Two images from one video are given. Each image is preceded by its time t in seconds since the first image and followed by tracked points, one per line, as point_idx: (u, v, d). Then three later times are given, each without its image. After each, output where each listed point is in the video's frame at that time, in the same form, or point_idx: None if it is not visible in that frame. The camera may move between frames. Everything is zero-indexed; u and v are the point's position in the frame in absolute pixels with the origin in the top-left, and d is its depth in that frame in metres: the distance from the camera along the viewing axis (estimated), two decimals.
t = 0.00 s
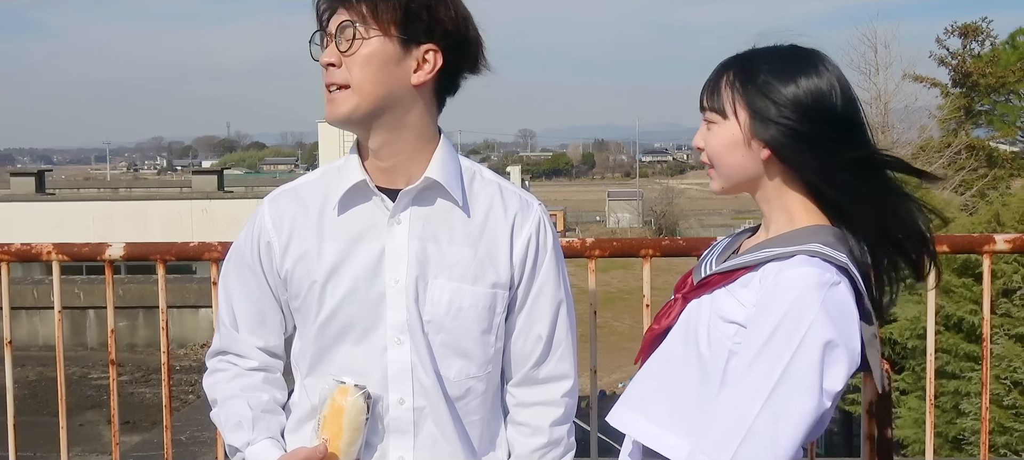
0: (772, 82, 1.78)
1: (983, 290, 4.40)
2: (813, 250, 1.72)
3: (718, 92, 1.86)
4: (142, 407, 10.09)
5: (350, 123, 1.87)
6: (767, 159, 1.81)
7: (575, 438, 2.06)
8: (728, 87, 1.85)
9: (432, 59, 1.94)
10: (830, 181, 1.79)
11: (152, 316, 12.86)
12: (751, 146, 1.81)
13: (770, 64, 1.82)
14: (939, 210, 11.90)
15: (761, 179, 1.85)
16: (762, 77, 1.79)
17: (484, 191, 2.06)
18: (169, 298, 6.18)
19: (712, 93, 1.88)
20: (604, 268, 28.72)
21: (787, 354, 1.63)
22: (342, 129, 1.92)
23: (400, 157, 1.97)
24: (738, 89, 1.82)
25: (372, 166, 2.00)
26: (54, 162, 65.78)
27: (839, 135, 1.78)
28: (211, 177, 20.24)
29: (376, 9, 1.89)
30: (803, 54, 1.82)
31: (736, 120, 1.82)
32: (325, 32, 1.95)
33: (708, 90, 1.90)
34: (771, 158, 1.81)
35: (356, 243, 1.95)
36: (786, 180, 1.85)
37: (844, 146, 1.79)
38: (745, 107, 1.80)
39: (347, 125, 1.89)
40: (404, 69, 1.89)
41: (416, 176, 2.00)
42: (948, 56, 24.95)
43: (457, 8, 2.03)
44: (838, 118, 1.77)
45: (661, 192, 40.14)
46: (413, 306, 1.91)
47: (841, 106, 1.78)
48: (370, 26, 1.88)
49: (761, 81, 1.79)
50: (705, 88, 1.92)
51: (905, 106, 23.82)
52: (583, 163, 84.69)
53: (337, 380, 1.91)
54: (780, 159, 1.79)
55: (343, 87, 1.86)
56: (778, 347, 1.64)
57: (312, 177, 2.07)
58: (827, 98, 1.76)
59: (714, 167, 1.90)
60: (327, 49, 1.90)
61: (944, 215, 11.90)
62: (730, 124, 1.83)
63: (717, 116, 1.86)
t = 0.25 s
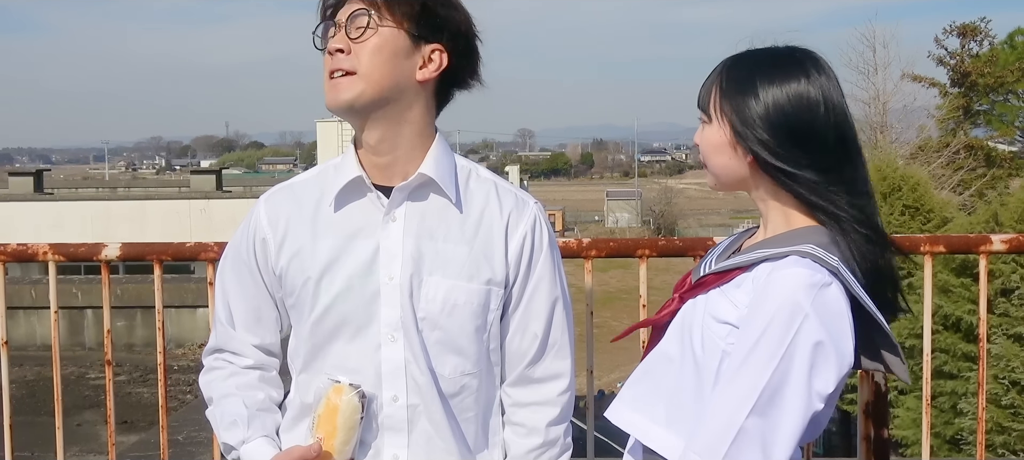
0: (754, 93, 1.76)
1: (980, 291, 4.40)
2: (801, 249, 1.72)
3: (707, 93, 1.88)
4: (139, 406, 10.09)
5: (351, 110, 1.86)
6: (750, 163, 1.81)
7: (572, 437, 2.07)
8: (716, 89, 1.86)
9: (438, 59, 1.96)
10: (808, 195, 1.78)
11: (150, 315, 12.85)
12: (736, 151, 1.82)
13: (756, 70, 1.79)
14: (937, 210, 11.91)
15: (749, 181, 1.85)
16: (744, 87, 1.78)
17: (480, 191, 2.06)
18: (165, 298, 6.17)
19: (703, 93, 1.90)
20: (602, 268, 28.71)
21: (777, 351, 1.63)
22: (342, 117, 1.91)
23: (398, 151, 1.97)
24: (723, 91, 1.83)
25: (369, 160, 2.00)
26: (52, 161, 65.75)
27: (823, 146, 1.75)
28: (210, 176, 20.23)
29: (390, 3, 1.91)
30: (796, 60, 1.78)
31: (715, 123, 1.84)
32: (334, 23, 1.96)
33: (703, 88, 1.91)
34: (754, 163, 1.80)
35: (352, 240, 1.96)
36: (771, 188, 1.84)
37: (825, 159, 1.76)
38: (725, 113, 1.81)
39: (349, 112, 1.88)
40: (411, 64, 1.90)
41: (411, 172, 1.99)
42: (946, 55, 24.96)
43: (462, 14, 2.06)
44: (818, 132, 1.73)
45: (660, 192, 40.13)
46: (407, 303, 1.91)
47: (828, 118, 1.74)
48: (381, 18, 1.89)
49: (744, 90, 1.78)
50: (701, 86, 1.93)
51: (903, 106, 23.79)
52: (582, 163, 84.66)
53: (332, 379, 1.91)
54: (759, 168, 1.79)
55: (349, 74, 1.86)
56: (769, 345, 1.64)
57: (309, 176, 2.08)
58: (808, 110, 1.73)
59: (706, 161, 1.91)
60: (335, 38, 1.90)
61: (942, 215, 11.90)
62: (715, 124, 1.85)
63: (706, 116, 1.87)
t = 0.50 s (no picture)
0: (755, 90, 1.76)
1: (978, 290, 4.40)
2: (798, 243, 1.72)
3: (706, 89, 1.88)
4: (138, 407, 10.08)
5: (365, 136, 1.89)
6: (752, 162, 1.81)
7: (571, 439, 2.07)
8: (714, 87, 1.86)
9: (440, 67, 1.97)
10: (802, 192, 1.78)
11: (149, 316, 12.84)
12: (739, 150, 1.81)
13: (755, 69, 1.79)
14: (935, 209, 11.92)
15: (751, 179, 1.85)
16: (745, 85, 1.78)
17: (483, 191, 2.07)
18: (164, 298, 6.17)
19: (702, 88, 1.90)
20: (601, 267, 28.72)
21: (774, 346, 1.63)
22: (353, 139, 1.94)
23: (406, 162, 1.99)
24: (722, 90, 1.82)
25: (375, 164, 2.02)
26: (50, 162, 65.72)
27: (824, 144, 1.75)
28: (208, 176, 20.22)
29: (389, 20, 1.90)
30: (794, 57, 1.78)
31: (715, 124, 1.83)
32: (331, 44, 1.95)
33: (701, 85, 1.92)
34: (757, 160, 1.80)
35: (355, 236, 1.96)
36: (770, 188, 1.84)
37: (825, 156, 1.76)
38: (726, 114, 1.80)
39: (359, 135, 1.91)
40: (416, 80, 1.92)
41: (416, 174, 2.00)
42: (944, 55, 24.99)
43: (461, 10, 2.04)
44: (823, 128, 1.74)
45: (658, 191, 40.14)
46: (410, 301, 1.92)
47: (828, 114, 1.74)
48: (381, 38, 1.89)
49: (740, 87, 1.78)
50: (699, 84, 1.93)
51: (901, 105, 23.80)
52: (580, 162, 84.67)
53: (334, 378, 1.92)
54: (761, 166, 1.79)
55: (356, 99, 1.87)
56: (765, 341, 1.64)
57: (311, 173, 2.08)
58: (806, 108, 1.73)
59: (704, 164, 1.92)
60: (336, 64, 1.90)
61: (940, 214, 11.92)
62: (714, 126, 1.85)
63: (704, 118, 1.87)
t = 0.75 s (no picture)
0: (764, 80, 1.78)
1: (977, 290, 4.41)
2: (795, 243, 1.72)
3: (708, 89, 1.86)
4: (137, 408, 10.08)
5: (363, 132, 1.88)
6: (765, 158, 1.82)
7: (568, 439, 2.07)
8: (719, 85, 1.84)
9: (445, 72, 1.97)
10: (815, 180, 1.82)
11: (147, 317, 12.83)
12: (750, 145, 1.81)
13: (761, 63, 1.80)
14: (934, 209, 11.94)
15: (759, 174, 1.85)
16: (757, 77, 1.79)
17: (485, 190, 2.08)
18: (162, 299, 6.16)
19: (703, 89, 1.87)
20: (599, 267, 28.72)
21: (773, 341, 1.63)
22: (353, 138, 1.93)
23: (408, 160, 1.99)
24: (730, 86, 1.82)
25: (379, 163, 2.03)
26: (48, 163, 65.68)
27: (827, 131, 1.79)
28: (206, 177, 20.21)
29: (398, 21, 1.90)
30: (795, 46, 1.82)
31: (727, 121, 1.82)
32: (337, 41, 1.94)
33: (699, 84, 1.90)
34: (771, 155, 1.81)
35: (358, 231, 1.96)
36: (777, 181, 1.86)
37: (836, 140, 1.81)
38: (739, 111, 1.79)
39: (361, 134, 1.90)
40: (420, 82, 1.92)
41: (419, 172, 2.01)
42: (942, 55, 25.02)
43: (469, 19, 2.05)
44: (828, 116, 1.78)
45: (656, 192, 40.16)
46: (414, 297, 1.92)
47: (837, 100, 1.80)
48: (387, 39, 1.89)
49: (750, 80, 1.79)
50: (694, 84, 1.92)
51: (899, 105, 23.82)
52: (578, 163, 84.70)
53: (332, 376, 1.91)
54: (777, 160, 1.81)
55: (357, 98, 1.87)
56: (764, 337, 1.64)
57: (312, 169, 2.08)
58: (817, 93, 1.76)
59: (706, 167, 1.89)
60: (340, 61, 1.89)
61: (938, 214, 11.93)
62: (724, 125, 1.82)
63: (710, 117, 1.85)
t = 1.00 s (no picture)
0: (762, 75, 1.80)
1: (975, 291, 4.40)
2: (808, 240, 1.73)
3: (710, 94, 1.85)
4: (135, 410, 10.06)
5: (386, 135, 1.89)
6: (775, 158, 1.84)
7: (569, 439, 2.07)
8: (722, 89, 1.83)
9: (451, 69, 2.00)
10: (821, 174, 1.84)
11: (144, 318, 12.80)
12: (759, 147, 1.82)
13: (755, 62, 1.82)
14: (931, 209, 11.94)
15: (766, 175, 1.86)
16: (756, 77, 1.80)
17: (487, 188, 2.08)
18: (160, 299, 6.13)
19: (704, 94, 1.86)
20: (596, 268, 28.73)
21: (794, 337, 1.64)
22: (369, 141, 1.93)
23: (419, 159, 2.01)
24: (734, 89, 1.82)
25: (385, 164, 2.03)
26: (44, 165, 65.58)
27: (826, 124, 1.82)
28: (203, 178, 20.18)
29: (408, 20, 1.91)
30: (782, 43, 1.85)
31: (740, 126, 1.81)
32: (343, 45, 1.94)
33: (698, 89, 1.89)
34: (780, 153, 1.82)
35: (360, 229, 1.96)
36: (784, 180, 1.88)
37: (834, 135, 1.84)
38: (748, 114, 1.80)
39: (379, 137, 1.90)
40: (432, 80, 1.94)
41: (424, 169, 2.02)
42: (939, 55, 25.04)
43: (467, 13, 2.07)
44: (825, 108, 1.81)
45: (653, 192, 40.19)
46: (417, 294, 1.92)
47: (830, 93, 1.84)
48: (401, 40, 1.90)
49: (750, 81, 1.80)
50: (691, 90, 1.92)
51: (896, 105, 23.83)
52: (575, 164, 84.70)
53: (334, 373, 1.90)
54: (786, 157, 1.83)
55: (376, 101, 1.87)
56: (784, 335, 1.65)
57: (314, 168, 2.08)
58: (814, 85, 1.80)
59: (717, 175, 1.87)
60: (353, 65, 1.89)
61: (935, 215, 11.93)
62: (733, 130, 1.82)
63: (718, 124, 1.83)
